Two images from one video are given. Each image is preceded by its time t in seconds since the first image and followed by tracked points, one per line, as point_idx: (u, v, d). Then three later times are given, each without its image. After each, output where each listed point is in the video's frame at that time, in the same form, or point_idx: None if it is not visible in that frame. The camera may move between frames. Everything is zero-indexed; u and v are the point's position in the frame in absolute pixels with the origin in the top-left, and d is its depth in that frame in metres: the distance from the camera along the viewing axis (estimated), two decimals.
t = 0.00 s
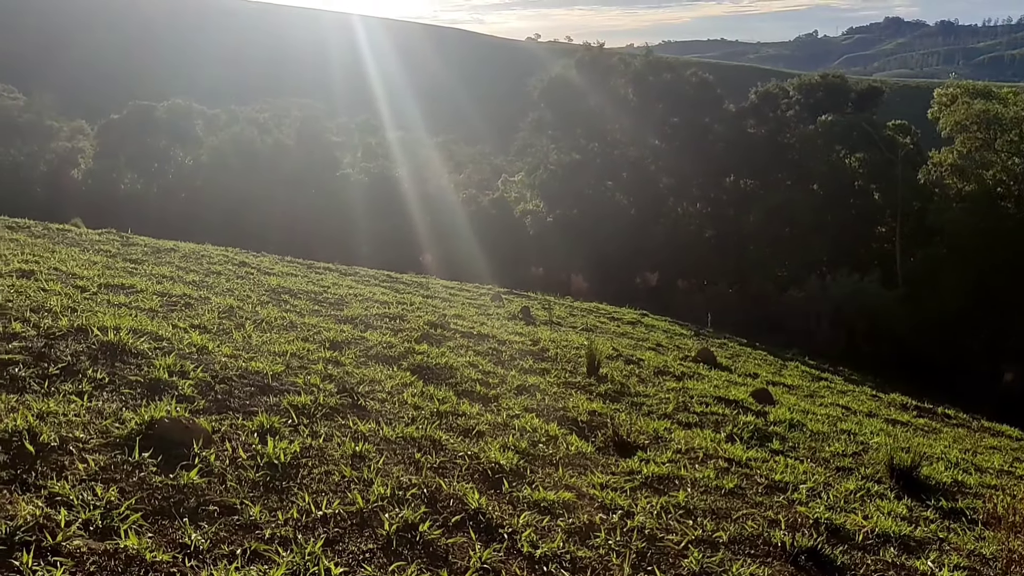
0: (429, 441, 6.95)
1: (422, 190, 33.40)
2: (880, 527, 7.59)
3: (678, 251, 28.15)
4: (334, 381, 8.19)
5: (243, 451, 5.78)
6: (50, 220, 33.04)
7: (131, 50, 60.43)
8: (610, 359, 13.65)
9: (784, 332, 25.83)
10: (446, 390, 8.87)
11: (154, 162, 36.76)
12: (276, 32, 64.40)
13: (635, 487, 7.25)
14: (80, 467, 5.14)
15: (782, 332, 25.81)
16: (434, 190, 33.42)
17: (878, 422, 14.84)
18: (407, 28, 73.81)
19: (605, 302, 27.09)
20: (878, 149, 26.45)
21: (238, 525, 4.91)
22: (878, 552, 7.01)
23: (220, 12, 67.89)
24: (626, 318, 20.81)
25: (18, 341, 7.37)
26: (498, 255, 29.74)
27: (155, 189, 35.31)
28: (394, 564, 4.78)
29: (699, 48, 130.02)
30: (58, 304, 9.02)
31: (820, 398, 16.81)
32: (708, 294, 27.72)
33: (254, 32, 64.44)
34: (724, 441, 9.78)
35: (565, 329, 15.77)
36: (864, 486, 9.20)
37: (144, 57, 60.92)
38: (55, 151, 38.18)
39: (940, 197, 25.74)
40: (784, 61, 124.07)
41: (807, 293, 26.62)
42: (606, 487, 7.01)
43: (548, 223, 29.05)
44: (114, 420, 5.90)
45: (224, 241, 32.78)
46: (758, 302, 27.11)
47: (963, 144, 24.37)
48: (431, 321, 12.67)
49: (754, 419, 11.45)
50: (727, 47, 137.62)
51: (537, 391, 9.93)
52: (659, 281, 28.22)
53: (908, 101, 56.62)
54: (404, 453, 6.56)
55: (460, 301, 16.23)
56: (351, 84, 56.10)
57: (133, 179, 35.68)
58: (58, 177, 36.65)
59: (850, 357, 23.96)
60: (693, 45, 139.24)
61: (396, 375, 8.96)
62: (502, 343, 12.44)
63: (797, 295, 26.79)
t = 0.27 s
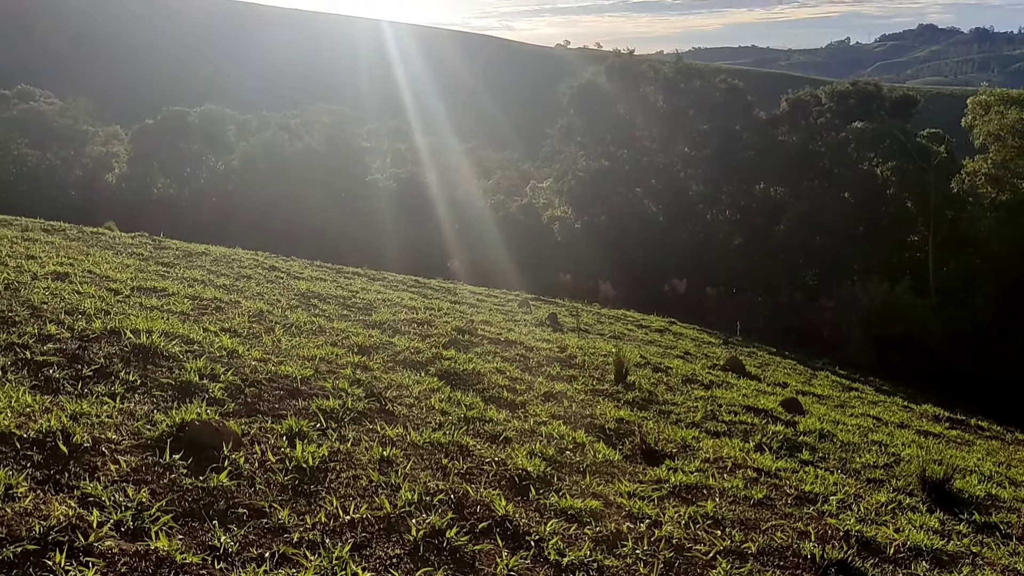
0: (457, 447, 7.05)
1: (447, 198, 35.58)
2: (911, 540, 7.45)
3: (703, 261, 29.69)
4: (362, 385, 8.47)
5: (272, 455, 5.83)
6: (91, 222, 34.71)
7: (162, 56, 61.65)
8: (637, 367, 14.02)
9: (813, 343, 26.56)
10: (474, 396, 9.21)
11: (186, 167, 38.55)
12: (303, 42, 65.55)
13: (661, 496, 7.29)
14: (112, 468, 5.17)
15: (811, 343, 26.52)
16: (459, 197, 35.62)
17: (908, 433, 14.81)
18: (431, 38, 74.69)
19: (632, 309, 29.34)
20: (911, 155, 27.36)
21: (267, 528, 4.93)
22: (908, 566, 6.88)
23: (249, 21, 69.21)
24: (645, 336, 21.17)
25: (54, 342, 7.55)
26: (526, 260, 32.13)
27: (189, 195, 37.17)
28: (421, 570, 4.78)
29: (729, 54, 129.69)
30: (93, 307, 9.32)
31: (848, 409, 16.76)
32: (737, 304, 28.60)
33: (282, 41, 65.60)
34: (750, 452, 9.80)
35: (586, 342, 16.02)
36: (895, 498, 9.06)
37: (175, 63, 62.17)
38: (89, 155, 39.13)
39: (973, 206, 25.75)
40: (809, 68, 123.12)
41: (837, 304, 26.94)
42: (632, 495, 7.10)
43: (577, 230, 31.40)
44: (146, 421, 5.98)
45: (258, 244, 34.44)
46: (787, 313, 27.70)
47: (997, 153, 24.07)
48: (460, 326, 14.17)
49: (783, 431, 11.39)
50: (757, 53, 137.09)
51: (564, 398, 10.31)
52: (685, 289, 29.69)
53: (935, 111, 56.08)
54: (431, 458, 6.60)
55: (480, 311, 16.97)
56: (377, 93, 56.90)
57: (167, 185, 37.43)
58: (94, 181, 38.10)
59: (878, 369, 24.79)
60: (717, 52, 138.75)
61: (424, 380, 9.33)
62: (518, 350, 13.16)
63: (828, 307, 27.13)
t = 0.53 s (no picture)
0: (480, 456, 7.05)
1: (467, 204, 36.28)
2: (941, 555, 7.28)
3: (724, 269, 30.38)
4: (385, 391, 8.57)
5: (297, 461, 5.83)
6: (118, 225, 35.48)
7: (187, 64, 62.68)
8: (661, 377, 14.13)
9: (839, 355, 26.75)
10: (498, 403, 9.30)
11: (210, 171, 39.48)
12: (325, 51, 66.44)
13: (686, 508, 7.21)
14: (138, 473, 5.17)
15: (837, 355, 26.65)
16: (479, 203, 36.33)
17: (936, 445, 14.59)
18: (452, 47, 75.34)
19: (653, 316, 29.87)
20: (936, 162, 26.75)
21: (291, 535, 4.90)
22: None
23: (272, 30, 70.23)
24: (664, 347, 21.23)
25: (80, 346, 7.63)
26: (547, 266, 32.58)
27: (214, 201, 38.15)
28: None
29: (749, 62, 129.47)
30: (119, 312, 9.50)
31: (873, 421, 16.61)
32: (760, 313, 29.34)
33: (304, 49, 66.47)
34: (773, 463, 9.69)
35: (606, 353, 16.09)
36: (923, 512, 8.89)
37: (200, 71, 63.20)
38: (115, 161, 39.86)
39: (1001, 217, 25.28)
40: (830, 76, 122.40)
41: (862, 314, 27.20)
42: (658, 507, 7.05)
43: (599, 238, 31.96)
44: (172, 426, 6.02)
45: (282, 248, 35.19)
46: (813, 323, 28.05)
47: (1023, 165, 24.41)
48: (480, 334, 14.62)
49: (807, 443, 11.26)
50: (778, 60, 136.69)
51: (587, 407, 10.36)
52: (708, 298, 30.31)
53: (960, 120, 55.48)
54: (455, 466, 6.62)
55: (498, 321, 17.28)
56: (398, 103, 57.59)
57: (192, 191, 38.42)
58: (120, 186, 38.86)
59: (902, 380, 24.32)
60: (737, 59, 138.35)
61: (447, 388, 9.43)
62: (535, 358, 13.46)
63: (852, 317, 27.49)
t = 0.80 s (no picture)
0: (503, 464, 6.97)
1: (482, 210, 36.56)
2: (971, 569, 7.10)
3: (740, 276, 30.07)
4: (406, 397, 8.56)
5: (320, 468, 5.76)
6: (137, 232, 35.99)
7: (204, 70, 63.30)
8: (682, 386, 14.09)
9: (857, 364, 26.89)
10: (520, 411, 9.30)
11: (228, 176, 39.99)
12: (340, 58, 66.94)
13: (712, 519, 7.09)
14: (162, 478, 5.10)
15: (855, 364, 26.85)
16: (494, 209, 36.59)
17: (959, 457, 14.37)
18: (466, 55, 75.66)
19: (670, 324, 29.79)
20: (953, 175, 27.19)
21: (317, 543, 4.82)
22: None
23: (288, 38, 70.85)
24: (679, 355, 21.14)
25: (102, 350, 7.61)
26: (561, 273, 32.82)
27: (232, 207, 38.65)
28: None
29: (763, 71, 129.16)
30: (139, 316, 9.52)
31: (894, 431, 16.38)
32: (777, 321, 29.34)
33: (319, 57, 67.01)
34: (797, 473, 9.54)
35: (623, 361, 16.05)
36: (951, 524, 8.71)
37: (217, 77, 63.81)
38: (133, 166, 40.24)
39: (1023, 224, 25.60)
40: (846, 85, 121.70)
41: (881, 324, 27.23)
42: (683, 517, 6.93)
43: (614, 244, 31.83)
44: (194, 431, 5.97)
45: (299, 254, 35.68)
46: (830, 333, 28.03)
47: None
48: (498, 340, 14.74)
49: (830, 453, 11.09)
50: (792, 69, 136.29)
51: (608, 415, 10.36)
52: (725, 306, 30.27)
53: (979, 129, 54.95)
54: (480, 474, 6.57)
55: (513, 329, 17.34)
56: (412, 111, 57.89)
57: (209, 197, 38.92)
58: (138, 191, 39.28)
59: (922, 389, 24.69)
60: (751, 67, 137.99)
61: (467, 394, 9.43)
62: (553, 364, 13.50)
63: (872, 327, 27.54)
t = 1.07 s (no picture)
0: (524, 473, 6.89)
1: (494, 216, 36.57)
2: None
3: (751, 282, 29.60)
4: (425, 405, 8.54)
5: (341, 476, 5.66)
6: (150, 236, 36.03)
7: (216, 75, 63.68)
8: (697, 395, 14.08)
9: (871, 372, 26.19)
10: (539, 419, 9.26)
11: (241, 181, 40.22)
12: (351, 64, 67.24)
13: (737, 531, 6.96)
14: (182, 487, 5.00)
15: (869, 372, 26.22)
16: (506, 215, 36.61)
17: (979, 467, 14.19)
18: (476, 61, 75.87)
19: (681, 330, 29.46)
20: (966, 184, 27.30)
21: (340, 555, 4.71)
22: None
23: (299, 43, 71.23)
24: (692, 362, 21.03)
25: (119, 355, 7.56)
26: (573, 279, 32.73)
27: (244, 212, 38.68)
28: None
29: (773, 77, 128.97)
30: (155, 321, 9.50)
31: (912, 440, 16.18)
32: (790, 328, 28.52)
33: (330, 63, 67.35)
34: (819, 484, 9.37)
35: (637, 369, 16.00)
36: (979, 537, 8.52)
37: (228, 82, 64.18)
38: (146, 171, 40.44)
39: None
40: (857, 92, 121.25)
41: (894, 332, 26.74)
42: (708, 528, 6.79)
43: (625, 251, 31.72)
44: (214, 438, 5.89)
45: (312, 259, 35.70)
46: (843, 341, 27.40)
47: None
48: (513, 347, 14.80)
49: (848, 462, 10.94)
50: (803, 76, 135.99)
51: (626, 423, 10.32)
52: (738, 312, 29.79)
53: (994, 136, 54.56)
54: (502, 484, 6.47)
55: (526, 337, 17.34)
56: (423, 117, 58.05)
57: (222, 201, 38.95)
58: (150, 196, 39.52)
59: (936, 398, 24.65)
60: (762, 74, 137.81)
61: (485, 403, 9.43)
62: (567, 372, 13.51)
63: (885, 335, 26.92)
